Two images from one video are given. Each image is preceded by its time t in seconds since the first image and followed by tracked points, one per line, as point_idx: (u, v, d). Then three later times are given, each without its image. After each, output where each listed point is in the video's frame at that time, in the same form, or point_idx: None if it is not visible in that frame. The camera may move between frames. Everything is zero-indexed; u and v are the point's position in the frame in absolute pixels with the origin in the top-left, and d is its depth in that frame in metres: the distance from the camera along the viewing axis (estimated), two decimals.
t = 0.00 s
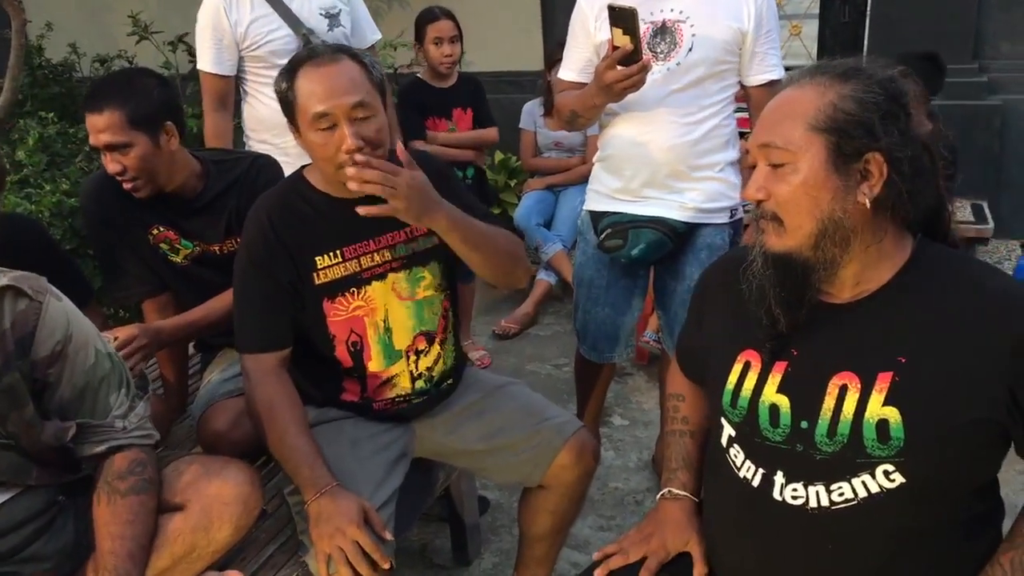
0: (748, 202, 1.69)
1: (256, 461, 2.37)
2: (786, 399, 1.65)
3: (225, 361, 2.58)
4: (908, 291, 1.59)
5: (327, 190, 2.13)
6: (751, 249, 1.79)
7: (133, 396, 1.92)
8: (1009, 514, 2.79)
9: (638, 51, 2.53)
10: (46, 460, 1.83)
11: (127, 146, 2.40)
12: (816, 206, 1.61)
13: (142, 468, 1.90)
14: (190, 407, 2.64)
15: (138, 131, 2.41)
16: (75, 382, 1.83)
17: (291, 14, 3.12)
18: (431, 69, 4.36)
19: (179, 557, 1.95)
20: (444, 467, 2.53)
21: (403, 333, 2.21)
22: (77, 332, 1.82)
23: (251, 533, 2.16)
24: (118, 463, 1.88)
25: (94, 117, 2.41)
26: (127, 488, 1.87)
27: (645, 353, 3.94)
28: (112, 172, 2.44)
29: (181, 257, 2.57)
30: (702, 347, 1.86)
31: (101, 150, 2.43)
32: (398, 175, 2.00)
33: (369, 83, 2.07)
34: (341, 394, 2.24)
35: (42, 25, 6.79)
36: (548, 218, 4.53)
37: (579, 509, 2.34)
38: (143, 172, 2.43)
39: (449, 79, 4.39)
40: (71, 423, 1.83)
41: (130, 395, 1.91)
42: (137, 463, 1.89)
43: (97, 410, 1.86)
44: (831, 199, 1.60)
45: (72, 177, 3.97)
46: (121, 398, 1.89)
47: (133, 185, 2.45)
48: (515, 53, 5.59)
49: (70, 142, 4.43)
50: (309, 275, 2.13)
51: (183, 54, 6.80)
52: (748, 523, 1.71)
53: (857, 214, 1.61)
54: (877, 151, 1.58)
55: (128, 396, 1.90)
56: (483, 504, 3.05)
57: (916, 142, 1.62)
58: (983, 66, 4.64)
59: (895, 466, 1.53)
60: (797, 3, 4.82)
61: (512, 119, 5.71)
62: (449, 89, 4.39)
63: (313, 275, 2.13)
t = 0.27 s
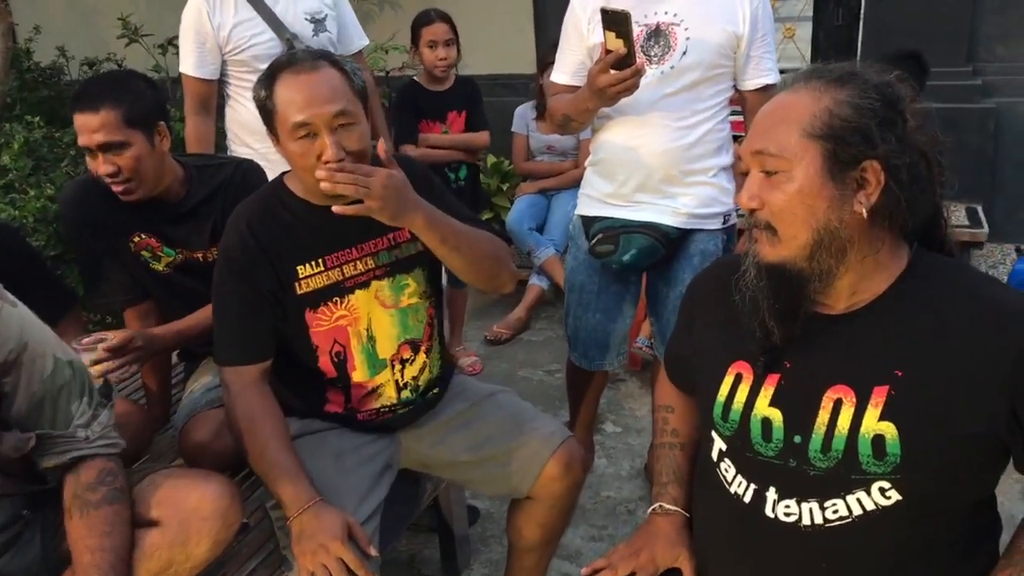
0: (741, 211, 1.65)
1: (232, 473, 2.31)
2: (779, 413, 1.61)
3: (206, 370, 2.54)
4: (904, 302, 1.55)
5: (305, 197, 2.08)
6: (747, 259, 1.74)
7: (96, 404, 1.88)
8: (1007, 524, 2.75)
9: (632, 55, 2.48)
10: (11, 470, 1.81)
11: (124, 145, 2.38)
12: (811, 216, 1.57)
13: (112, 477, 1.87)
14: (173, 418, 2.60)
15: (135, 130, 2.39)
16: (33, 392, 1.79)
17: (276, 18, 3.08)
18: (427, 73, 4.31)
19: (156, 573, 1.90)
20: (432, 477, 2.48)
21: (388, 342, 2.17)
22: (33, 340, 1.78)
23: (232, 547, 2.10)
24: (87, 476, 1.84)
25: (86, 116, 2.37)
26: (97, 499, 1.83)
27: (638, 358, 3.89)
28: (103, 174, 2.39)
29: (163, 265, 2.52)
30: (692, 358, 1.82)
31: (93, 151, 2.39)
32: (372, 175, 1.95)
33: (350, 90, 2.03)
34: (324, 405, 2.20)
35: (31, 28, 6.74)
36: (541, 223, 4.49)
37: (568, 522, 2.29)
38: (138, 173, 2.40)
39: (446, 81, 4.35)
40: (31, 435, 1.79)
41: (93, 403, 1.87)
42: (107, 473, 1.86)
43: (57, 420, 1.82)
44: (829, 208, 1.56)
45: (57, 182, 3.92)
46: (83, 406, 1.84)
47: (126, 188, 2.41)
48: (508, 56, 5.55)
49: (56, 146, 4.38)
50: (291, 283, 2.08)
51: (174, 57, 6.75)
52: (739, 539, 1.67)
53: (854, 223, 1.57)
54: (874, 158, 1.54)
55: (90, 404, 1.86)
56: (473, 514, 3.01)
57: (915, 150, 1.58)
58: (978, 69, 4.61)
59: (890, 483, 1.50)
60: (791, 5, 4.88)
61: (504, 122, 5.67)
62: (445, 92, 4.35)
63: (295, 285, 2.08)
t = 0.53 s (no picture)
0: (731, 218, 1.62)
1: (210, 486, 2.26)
2: (771, 426, 1.57)
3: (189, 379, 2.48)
4: (899, 311, 1.51)
5: (286, 207, 2.06)
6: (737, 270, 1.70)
7: (51, 410, 1.83)
8: (1006, 534, 2.71)
9: (624, 58, 2.43)
10: None
11: (154, 141, 2.37)
12: (803, 225, 1.54)
13: (77, 484, 1.80)
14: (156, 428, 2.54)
15: (164, 128, 2.40)
16: None
17: (259, 23, 3.08)
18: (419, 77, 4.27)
19: None
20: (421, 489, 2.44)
21: (375, 355, 2.12)
22: None
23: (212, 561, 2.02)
24: (52, 485, 1.76)
25: (120, 106, 2.33)
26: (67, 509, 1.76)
27: (632, 365, 3.84)
28: (127, 166, 2.32)
29: (146, 272, 2.46)
30: (683, 369, 1.78)
31: (123, 142, 2.33)
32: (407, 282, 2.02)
33: (325, 91, 2.03)
34: (309, 416, 2.14)
35: (20, 32, 6.69)
36: (535, 227, 4.44)
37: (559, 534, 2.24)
38: (162, 172, 2.39)
39: (438, 85, 4.30)
40: None
41: (48, 409, 1.81)
42: (72, 479, 1.79)
43: (11, 429, 1.76)
44: (822, 218, 1.52)
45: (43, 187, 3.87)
46: (37, 413, 1.79)
47: (143, 185, 2.35)
48: (501, 59, 5.51)
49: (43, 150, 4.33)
50: (273, 297, 2.03)
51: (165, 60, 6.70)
52: (732, 556, 1.62)
53: (847, 233, 1.53)
54: (867, 166, 1.50)
55: (44, 410, 1.80)
56: (464, 524, 2.96)
57: (912, 160, 1.55)
58: (974, 71, 4.58)
59: (886, 499, 1.45)
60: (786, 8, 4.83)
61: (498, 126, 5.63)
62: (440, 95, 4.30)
63: (276, 299, 2.04)
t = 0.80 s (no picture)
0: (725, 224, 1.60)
1: (202, 493, 2.24)
2: (767, 434, 1.55)
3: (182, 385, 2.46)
4: (897, 317, 1.49)
5: (278, 212, 2.04)
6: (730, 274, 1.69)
7: (37, 391, 1.87)
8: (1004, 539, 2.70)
9: (622, 60, 2.43)
10: None
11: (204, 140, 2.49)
12: (796, 231, 1.52)
13: (79, 456, 1.83)
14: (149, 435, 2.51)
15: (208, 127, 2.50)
16: None
17: (248, 27, 3.08)
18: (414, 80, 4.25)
19: None
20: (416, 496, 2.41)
21: (364, 361, 2.10)
22: None
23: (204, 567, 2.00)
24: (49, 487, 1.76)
25: (188, 105, 2.44)
26: (70, 484, 1.79)
27: (628, 369, 3.82)
28: (183, 159, 2.40)
29: (146, 278, 2.43)
30: (679, 376, 1.76)
31: (184, 136, 2.42)
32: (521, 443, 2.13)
33: (310, 99, 2.01)
34: (303, 423, 2.11)
35: (13, 34, 6.66)
36: (531, 230, 4.42)
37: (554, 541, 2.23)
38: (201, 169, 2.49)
39: (433, 88, 4.28)
40: None
41: (33, 390, 1.86)
42: (72, 452, 1.83)
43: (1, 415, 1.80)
44: (815, 224, 1.51)
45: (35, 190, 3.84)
46: (22, 395, 1.83)
47: (184, 178, 2.43)
48: (496, 62, 5.50)
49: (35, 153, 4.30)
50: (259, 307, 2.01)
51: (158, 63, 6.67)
52: (729, 564, 1.60)
53: (841, 240, 1.52)
54: (861, 172, 1.49)
55: (29, 392, 1.85)
56: (460, 530, 2.94)
57: (910, 163, 1.52)
58: (970, 74, 4.57)
59: (884, 508, 1.44)
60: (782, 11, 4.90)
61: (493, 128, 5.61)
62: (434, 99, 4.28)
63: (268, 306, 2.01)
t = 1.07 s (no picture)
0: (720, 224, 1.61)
1: (201, 494, 2.23)
2: (765, 435, 1.55)
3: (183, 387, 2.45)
4: (895, 315, 1.49)
5: (285, 214, 2.03)
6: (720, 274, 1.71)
7: (32, 391, 1.84)
8: (1002, 539, 2.71)
9: (622, 60, 2.42)
10: None
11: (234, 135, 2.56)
12: (788, 232, 1.53)
13: (80, 456, 1.81)
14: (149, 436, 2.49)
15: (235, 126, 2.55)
16: None
17: (243, 29, 3.07)
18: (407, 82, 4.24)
19: None
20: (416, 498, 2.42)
21: (370, 364, 2.09)
22: None
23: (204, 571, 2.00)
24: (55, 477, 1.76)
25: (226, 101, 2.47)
26: (75, 484, 1.76)
27: (627, 370, 3.83)
28: (216, 154, 2.49)
29: (163, 280, 2.43)
30: (678, 377, 1.77)
31: (222, 131, 2.49)
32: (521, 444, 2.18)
33: (326, 95, 2.01)
34: (304, 427, 2.11)
35: (9, 36, 6.66)
36: (529, 232, 4.42)
37: (555, 543, 2.24)
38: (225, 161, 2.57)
39: (426, 90, 4.27)
40: None
41: (29, 390, 1.83)
42: (74, 453, 1.80)
43: None
44: (806, 224, 1.52)
45: (33, 193, 3.83)
46: (18, 397, 1.80)
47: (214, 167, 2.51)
48: (493, 64, 5.50)
49: (32, 155, 4.28)
50: (271, 306, 2.02)
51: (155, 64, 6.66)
52: (730, 566, 1.61)
53: (830, 242, 1.52)
54: (853, 176, 1.49)
55: (25, 394, 1.81)
56: (459, 532, 2.94)
57: (906, 166, 1.53)
58: (966, 76, 4.59)
59: (881, 507, 1.44)
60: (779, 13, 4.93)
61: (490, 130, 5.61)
62: (426, 101, 4.28)
63: (276, 308, 2.02)
